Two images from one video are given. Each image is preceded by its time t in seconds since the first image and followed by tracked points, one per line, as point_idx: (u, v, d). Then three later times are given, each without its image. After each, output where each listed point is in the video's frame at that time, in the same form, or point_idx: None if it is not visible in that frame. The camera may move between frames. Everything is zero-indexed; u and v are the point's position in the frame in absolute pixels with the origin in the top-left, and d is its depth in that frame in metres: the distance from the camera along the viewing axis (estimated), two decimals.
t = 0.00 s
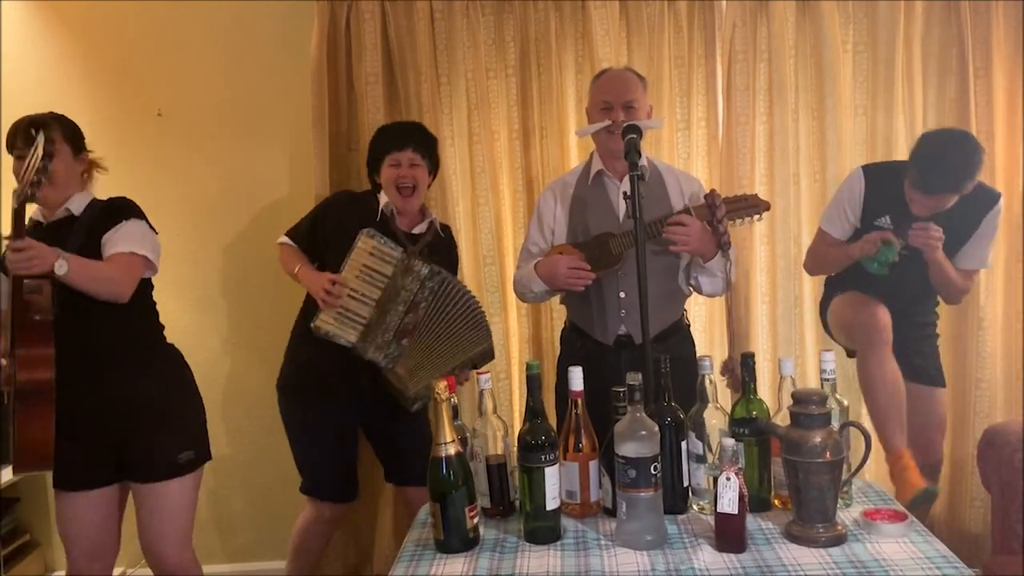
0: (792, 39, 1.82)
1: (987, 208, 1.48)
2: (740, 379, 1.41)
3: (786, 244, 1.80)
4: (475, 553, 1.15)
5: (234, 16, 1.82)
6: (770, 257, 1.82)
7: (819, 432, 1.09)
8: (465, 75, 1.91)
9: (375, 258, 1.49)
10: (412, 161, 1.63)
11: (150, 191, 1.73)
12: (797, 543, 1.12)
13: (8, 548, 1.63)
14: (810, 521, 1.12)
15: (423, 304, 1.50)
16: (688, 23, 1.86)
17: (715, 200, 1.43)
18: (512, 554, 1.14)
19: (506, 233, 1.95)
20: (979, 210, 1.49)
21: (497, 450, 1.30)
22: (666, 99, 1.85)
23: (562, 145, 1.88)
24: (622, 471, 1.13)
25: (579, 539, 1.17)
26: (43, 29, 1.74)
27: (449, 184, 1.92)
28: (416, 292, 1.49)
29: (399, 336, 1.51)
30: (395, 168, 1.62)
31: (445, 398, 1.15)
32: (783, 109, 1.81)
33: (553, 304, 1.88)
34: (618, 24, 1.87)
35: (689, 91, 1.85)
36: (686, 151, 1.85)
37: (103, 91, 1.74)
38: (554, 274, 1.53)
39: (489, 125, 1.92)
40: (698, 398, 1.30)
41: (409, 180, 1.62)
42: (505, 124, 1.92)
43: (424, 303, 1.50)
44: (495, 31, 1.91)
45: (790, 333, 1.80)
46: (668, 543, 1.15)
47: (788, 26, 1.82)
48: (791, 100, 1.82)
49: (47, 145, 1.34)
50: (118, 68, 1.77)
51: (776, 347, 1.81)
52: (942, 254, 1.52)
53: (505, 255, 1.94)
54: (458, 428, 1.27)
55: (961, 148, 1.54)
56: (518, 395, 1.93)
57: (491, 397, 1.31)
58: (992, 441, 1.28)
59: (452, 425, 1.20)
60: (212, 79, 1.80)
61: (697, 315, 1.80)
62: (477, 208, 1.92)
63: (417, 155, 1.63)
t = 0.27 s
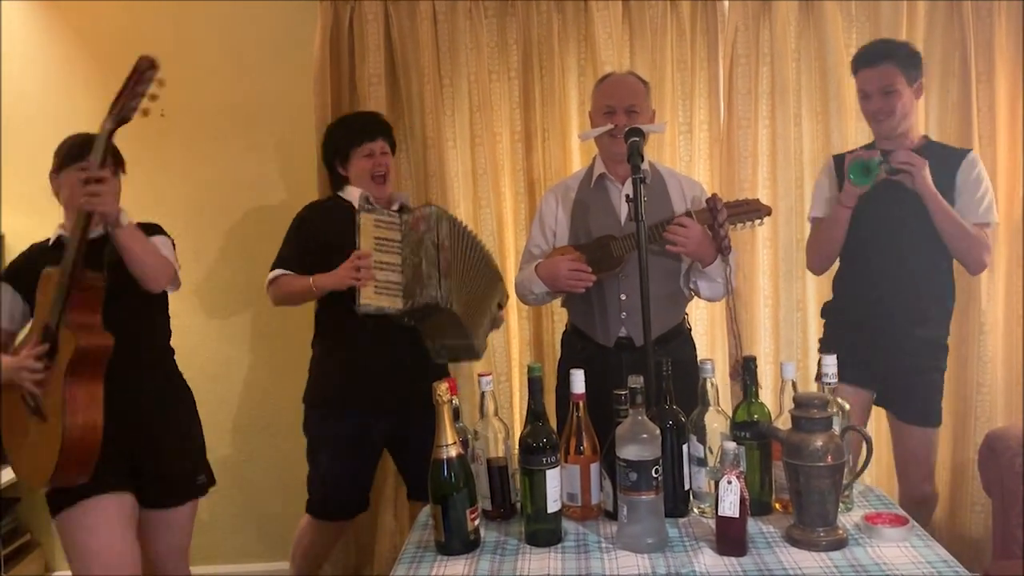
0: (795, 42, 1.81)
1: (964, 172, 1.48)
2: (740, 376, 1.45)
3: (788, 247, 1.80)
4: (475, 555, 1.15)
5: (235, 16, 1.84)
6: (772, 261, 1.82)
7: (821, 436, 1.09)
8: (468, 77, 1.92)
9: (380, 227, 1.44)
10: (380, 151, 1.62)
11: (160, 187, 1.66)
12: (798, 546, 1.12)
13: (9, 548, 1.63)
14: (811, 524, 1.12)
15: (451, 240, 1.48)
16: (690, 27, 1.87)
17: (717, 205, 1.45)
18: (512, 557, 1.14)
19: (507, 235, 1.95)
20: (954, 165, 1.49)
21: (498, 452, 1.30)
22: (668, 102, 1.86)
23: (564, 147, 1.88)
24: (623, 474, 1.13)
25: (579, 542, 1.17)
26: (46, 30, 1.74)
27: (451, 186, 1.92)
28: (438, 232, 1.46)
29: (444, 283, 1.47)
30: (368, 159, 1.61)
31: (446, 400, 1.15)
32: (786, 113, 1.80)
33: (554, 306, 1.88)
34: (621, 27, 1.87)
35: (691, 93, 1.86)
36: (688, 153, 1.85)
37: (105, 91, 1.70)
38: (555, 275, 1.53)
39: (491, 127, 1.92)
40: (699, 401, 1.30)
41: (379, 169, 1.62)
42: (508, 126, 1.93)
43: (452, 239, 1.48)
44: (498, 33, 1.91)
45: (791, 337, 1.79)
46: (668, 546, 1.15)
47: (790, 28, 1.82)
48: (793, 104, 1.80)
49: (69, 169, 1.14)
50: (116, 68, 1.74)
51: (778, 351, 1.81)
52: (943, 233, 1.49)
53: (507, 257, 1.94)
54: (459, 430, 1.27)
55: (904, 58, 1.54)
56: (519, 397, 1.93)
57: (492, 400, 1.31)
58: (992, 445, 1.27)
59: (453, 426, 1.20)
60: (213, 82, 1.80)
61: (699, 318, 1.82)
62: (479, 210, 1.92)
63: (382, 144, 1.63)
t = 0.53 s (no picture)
0: (794, 45, 1.81)
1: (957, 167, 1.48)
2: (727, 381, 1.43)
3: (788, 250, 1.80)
4: (475, 556, 1.15)
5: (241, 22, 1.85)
6: (772, 263, 1.82)
7: (821, 438, 1.10)
8: (468, 79, 1.92)
9: (334, 259, 1.36)
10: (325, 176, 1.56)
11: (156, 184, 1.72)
12: (798, 549, 1.12)
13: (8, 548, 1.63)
14: (811, 527, 1.12)
15: (406, 240, 1.40)
16: (691, 29, 1.86)
17: (715, 209, 1.45)
18: (513, 558, 1.14)
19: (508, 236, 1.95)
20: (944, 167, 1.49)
21: (498, 454, 1.29)
22: (669, 103, 1.85)
23: (565, 149, 1.88)
24: (623, 476, 1.13)
25: (579, 543, 1.17)
26: (49, 32, 1.75)
27: (452, 188, 1.93)
28: (387, 238, 1.39)
29: (416, 280, 1.37)
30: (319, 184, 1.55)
31: (447, 402, 1.15)
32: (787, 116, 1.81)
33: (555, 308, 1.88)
34: (622, 30, 1.87)
35: (692, 96, 1.86)
36: (689, 156, 1.85)
37: (107, 91, 1.76)
38: (553, 279, 1.53)
39: (492, 129, 1.92)
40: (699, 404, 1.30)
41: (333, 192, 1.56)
42: (509, 128, 1.93)
43: (406, 238, 1.40)
44: (499, 35, 1.91)
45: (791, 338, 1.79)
46: (668, 548, 1.14)
47: (790, 33, 1.82)
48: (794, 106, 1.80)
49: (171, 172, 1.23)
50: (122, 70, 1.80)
51: (778, 353, 1.81)
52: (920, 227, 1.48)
53: (507, 259, 1.94)
54: (459, 432, 1.27)
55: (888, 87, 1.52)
56: (519, 399, 1.94)
57: (493, 400, 1.31)
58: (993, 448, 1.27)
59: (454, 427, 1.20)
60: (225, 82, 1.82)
61: (699, 321, 1.80)
62: (480, 212, 1.92)
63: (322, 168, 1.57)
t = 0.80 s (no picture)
0: (795, 47, 1.81)
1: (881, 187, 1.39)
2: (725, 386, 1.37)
3: (788, 251, 1.79)
4: (476, 557, 1.15)
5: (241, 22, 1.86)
6: (772, 264, 1.82)
7: (821, 439, 1.10)
8: (468, 80, 1.92)
9: (296, 296, 1.42)
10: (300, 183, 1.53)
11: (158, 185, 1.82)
12: (799, 550, 1.12)
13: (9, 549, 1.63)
14: (811, 528, 1.12)
15: (357, 261, 1.42)
16: (691, 30, 1.87)
17: (715, 211, 1.44)
18: (513, 559, 1.14)
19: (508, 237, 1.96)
20: (950, 169, 1.33)
21: (498, 455, 1.30)
22: (669, 104, 1.86)
23: (565, 151, 1.88)
24: (624, 477, 1.13)
25: (579, 544, 1.17)
26: (51, 34, 1.76)
27: (452, 189, 1.93)
28: (336, 264, 1.41)
29: (376, 301, 1.43)
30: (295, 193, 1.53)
31: (447, 402, 1.15)
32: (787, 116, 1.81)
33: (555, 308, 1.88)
34: (622, 31, 1.88)
35: (693, 97, 1.86)
36: (689, 157, 1.86)
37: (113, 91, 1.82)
38: (554, 281, 1.54)
39: (492, 130, 1.92)
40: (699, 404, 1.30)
41: (310, 199, 1.54)
42: (509, 129, 1.93)
43: (357, 260, 1.42)
44: (499, 36, 1.91)
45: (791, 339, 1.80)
46: (668, 550, 1.14)
47: (791, 34, 1.82)
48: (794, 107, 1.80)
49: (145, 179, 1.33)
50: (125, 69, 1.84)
51: (778, 354, 1.81)
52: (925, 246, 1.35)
53: (508, 260, 1.94)
54: (459, 433, 1.27)
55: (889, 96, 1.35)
56: (519, 400, 1.93)
57: (492, 402, 1.32)
58: (993, 450, 1.27)
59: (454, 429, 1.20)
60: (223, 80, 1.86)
61: (700, 321, 1.79)
62: (480, 213, 1.92)
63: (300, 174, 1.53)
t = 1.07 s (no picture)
0: (795, 50, 1.81)
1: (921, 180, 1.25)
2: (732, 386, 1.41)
3: (789, 253, 1.79)
4: (477, 559, 1.15)
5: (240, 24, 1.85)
6: (773, 266, 1.82)
7: (822, 441, 1.09)
8: (469, 82, 1.92)
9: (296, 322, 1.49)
10: (313, 176, 1.55)
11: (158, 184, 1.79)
12: (800, 552, 1.12)
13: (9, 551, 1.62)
14: (812, 530, 1.12)
15: (335, 313, 1.48)
16: (691, 31, 1.87)
17: (720, 218, 1.45)
18: (514, 561, 1.14)
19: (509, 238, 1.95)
20: (1001, 193, 1.12)
21: (499, 457, 1.30)
22: (669, 106, 1.84)
23: (566, 153, 1.88)
24: (625, 479, 1.13)
25: (580, 547, 1.17)
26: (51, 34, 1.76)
27: (453, 191, 1.93)
28: (317, 306, 1.48)
29: (353, 343, 1.50)
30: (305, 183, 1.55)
31: (448, 404, 1.15)
32: (786, 119, 1.81)
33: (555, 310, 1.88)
34: (622, 33, 1.88)
35: (693, 100, 1.86)
36: (689, 158, 1.85)
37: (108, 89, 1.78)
38: (555, 283, 1.54)
39: (492, 132, 1.93)
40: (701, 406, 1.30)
41: (320, 195, 1.55)
42: (510, 131, 1.93)
43: (334, 312, 1.48)
44: (499, 38, 1.92)
45: (792, 342, 1.80)
46: (669, 552, 1.14)
47: (790, 36, 1.82)
48: (794, 109, 1.81)
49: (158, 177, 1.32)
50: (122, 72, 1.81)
51: (779, 357, 1.80)
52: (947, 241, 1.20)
53: (508, 261, 1.94)
54: (460, 435, 1.26)
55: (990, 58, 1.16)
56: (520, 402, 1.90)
57: (493, 404, 1.32)
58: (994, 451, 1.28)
59: (455, 431, 1.20)
60: (226, 85, 1.83)
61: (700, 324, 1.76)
62: (480, 214, 1.92)
63: (318, 169, 1.56)
